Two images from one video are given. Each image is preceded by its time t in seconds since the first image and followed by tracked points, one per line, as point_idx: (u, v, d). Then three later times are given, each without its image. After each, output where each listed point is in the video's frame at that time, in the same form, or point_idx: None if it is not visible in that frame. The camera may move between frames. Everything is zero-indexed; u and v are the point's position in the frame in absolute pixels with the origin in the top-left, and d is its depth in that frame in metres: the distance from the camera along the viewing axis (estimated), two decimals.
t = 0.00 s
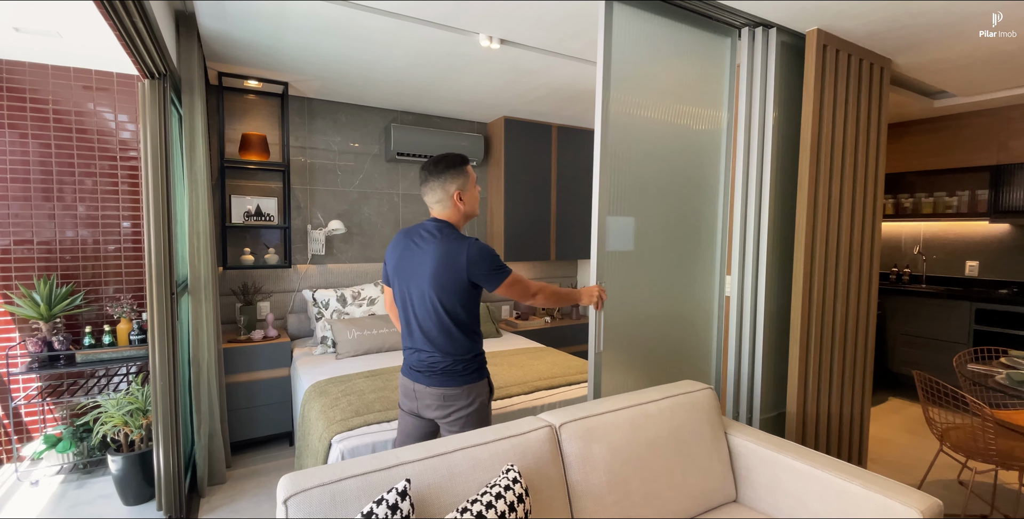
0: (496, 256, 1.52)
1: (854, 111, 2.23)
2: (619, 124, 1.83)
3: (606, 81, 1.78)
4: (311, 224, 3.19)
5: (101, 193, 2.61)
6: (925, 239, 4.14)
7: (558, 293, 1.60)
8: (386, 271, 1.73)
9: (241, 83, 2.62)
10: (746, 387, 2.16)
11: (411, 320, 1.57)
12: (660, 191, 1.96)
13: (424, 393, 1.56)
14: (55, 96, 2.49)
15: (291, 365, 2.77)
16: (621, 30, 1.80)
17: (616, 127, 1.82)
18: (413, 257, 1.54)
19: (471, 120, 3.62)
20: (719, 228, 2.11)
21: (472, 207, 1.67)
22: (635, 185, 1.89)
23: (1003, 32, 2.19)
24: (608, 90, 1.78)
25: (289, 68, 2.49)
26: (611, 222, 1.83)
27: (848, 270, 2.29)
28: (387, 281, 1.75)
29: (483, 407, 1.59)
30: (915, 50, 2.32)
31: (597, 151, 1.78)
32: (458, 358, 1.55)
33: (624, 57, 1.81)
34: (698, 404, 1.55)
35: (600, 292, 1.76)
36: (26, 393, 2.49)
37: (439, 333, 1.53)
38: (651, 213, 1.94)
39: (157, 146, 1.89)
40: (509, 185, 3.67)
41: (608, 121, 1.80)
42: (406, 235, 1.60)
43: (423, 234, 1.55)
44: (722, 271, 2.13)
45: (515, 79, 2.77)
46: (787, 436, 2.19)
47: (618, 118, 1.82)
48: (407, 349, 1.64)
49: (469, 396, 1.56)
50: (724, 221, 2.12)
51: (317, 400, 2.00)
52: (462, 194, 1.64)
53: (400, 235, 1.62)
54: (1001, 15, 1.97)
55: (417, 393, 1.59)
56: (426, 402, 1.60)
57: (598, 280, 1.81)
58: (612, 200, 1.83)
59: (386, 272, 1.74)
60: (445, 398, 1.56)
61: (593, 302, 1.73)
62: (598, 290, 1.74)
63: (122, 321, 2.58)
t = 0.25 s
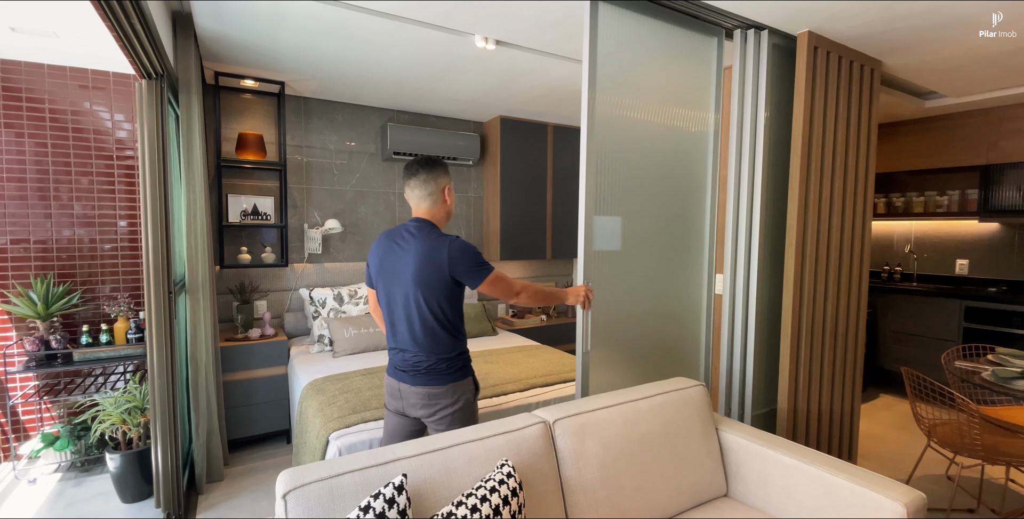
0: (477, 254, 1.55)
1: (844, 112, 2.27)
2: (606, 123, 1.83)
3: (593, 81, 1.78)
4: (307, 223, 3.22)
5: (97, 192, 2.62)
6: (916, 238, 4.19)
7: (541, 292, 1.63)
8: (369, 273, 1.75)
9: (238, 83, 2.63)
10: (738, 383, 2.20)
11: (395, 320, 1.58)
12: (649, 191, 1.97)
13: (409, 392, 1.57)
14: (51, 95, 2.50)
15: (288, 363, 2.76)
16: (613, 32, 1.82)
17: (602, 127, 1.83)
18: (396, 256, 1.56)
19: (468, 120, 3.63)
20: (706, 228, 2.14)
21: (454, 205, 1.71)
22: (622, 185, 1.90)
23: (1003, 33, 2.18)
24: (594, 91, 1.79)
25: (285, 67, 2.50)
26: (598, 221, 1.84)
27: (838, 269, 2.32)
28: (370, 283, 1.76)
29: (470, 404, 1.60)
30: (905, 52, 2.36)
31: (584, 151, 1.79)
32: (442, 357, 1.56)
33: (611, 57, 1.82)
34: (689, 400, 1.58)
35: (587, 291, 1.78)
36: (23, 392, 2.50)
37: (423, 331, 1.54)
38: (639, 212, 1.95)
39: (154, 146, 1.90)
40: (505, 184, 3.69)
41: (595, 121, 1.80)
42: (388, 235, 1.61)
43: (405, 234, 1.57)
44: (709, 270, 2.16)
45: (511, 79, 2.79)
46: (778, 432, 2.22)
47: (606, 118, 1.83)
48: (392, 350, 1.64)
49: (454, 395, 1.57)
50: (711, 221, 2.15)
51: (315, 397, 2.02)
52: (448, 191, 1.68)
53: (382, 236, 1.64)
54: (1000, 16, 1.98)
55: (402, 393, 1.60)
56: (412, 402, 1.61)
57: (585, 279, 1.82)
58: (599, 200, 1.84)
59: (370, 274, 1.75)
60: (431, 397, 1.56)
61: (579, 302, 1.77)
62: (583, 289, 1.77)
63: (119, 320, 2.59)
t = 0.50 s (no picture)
0: (459, 249, 1.57)
1: (836, 111, 2.29)
2: (592, 122, 1.84)
3: (578, 80, 1.79)
4: (305, 220, 3.22)
5: (94, 190, 2.62)
6: (909, 236, 4.23)
7: (525, 290, 1.63)
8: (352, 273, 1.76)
9: (234, 81, 2.65)
10: (731, 379, 2.23)
11: (377, 317, 1.59)
12: (637, 190, 1.99)
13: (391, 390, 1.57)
14: (48, 93, 2.50)
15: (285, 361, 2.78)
16: (601, 32, 1.85)
17: (588, 126, 1.83)
18: (378, 253, 1.58)
19: (464, 118, 3.64)
20: (695, 227, 2.15)
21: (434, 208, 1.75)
22: (610, 183, 1.91)
23: (1003, 32, 2.21)
24: (580, 91, 1.80)
25: (282, 65, 2.50)
26: (585, 220, 1.85)
27: (830, 266, 2.35)
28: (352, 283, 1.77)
29: (451, 403, 1.60)
30: (896, 51, 2.38)
31: (570, 150, 1.80)
32: (423, 354, 1.57)
33: (596, 57, 1.83)
34: (682, 395, 1.61)
35: (574, 289, 1.80)
36: (20, 389, 2.51)
37: (404, 327, 1.55)
38: (627, 211, 1.96)
39: (152, 145, 1.90)
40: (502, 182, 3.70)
41: (581, 120, 1.81)
42: (371, 233, 1.63)
43: (387, 230, 1.59)
44: (699, 269, 2.16)
45: (507, 77, 2.80)
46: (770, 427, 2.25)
47: (592, 118, 1.84)
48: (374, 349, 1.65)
49: (433, 394, 1.58)
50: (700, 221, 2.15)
51: (312, 394, 2.03)
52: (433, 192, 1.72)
53: (364, 234, 1.66)
54: (1000, 15, 2.00)
55: (384, 393, 1.60)
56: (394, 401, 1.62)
57: (573, 277, 1.83)
58: (587, 199, 1.85)
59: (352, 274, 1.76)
60: (413, 394, 1.57)
61: (565, 299, 1.79)
62: (570, 288, 1.79)
63: (116, 317, 2.59)
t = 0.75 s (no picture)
0: (437, 243, 1.57)
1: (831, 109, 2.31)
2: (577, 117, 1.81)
3: (562, 75, 1.76)
4: (301, 218, 3.22)
5: (89, 188, 2.62)
6: (903, 233, 4.26)
7: (507, 285, 1.64)
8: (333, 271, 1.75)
9: (230, 79, 2.64)
10: (726, 375, 2.24)
11: (355, 314, 1.58)
12: (626, 187, 1.96)
13: (369, 389, 1.56)
14: (43, 90, 2.49)
15: (282, 358, 2.75)
16: (593, 28, 1.82)
17: (573, 122, 1.80)
18: (356, 249, 1.58)
19: (461, 116, 3.64)
20: (686, 226, 2.12)
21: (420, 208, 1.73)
22: (597, 179, 1.87)
23: (1003, 33, 2.25)
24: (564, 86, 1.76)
25: (277, 63, 2.50)
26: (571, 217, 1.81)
27: (824, 262, 2.37)
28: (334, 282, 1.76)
29: (429, 403, 1.59)
30: (891, 50, 2.40)
31: (555, 146, 1.77)
32: (402, 351, 1.56)
33: (578, 53, 1.79)
34: (676, 391, 1.63)
35: (559, 288, 1.78)
36: (17, 387, 2.51)
37: (382, 323, 1.54)
38: (615, 209, 1.93)
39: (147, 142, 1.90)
40: (498, 180, 3.71)
41: (566, 116, 1.78)
42: (351, 230, 1.63)
43: (366, 227, 1.59)
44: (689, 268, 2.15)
45: (504, 75, 2.80)
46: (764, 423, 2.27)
47: (578, 114, 1.81)
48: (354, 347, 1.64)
49: (411, 393, 1.57)
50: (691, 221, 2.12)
51: (309, 391, 2.05)
52: (418, 192, 1.70)
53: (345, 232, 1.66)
54: (1000, 16, 2.03)
55: (361, 392, 1.61)
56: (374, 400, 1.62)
57: (559, 275, 1.80)
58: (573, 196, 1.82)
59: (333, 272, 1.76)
60: (390, 392, 1.56)
61: (551, 298, 1.75)
62: (556, 286, 1.76)
63: (112, 315, 2.59)
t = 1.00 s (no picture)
0: (418, 238, 1.56)
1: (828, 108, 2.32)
2: (562, 115, 1.81)
3: (546, 73, 1.76)
4: (299, 216, 3.22)
5: (87, 185, 2.61)
6: (900, 231, 4.28)
7: (491, 283, 1.59)
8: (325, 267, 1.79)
9: (228, 76, 2.64)
10: (722, 372, 2.26)
11: (338, 309, 1.60)
12: (613, 185, 1.96)
13: (349, 385, 1.57)
14: (40, 87, 2.49)
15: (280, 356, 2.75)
16: (584, 26, 1.83)
17: (558, 119, 1.80)
18: (340, 244, 1.60)
19: (459, 114, 3.64)
20: (674, 224, 2.11)
21: (409, 208, 1.71)
22: (583, 176, 1.88)
23: (1004, 33, 2.29)
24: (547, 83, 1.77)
25: (276, 60, 2.50)
26: (556, 215, 1.82)
27: (821, 260, 2.39)
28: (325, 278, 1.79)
29: (406, 406, 1.58)
30: (887, 49, 2.41)
31: (539, 144, 1.78)
32: (380, 348, 1.55)
33: (559, 49, 1.78)
34: (673, 388, 1.64)
35: (544, 285, 1.77)
36: (15, 385, 2.50)
37: (361, 318, 1.54)
38: (601, 207, 1.93)
39: (145, 139, 1.90)
40: (496, 178, 3.71)
41: (550, 114, 1.78)
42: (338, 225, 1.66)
43: (350, 222, 1.61)
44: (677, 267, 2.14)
45: (503, 73, 2.80)
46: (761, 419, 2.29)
47: (563, 111, 1.81)
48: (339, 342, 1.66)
49: (388, 394, 1.56)
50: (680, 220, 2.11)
51: (308, 388, 2.05)
52: (405, 191, 1.68)
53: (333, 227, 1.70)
54: (1000, 16, 2.06)
55: (342, 391, 1.62)
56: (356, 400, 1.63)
57: (545, 272, 1.81)
58: (558, 194, 1.82)
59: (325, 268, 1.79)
60: (369, 389, 1.56)
61: (535, 297, 1.75)
62: (540, 283, 1.76)
63: (110, 312, 2.59)
